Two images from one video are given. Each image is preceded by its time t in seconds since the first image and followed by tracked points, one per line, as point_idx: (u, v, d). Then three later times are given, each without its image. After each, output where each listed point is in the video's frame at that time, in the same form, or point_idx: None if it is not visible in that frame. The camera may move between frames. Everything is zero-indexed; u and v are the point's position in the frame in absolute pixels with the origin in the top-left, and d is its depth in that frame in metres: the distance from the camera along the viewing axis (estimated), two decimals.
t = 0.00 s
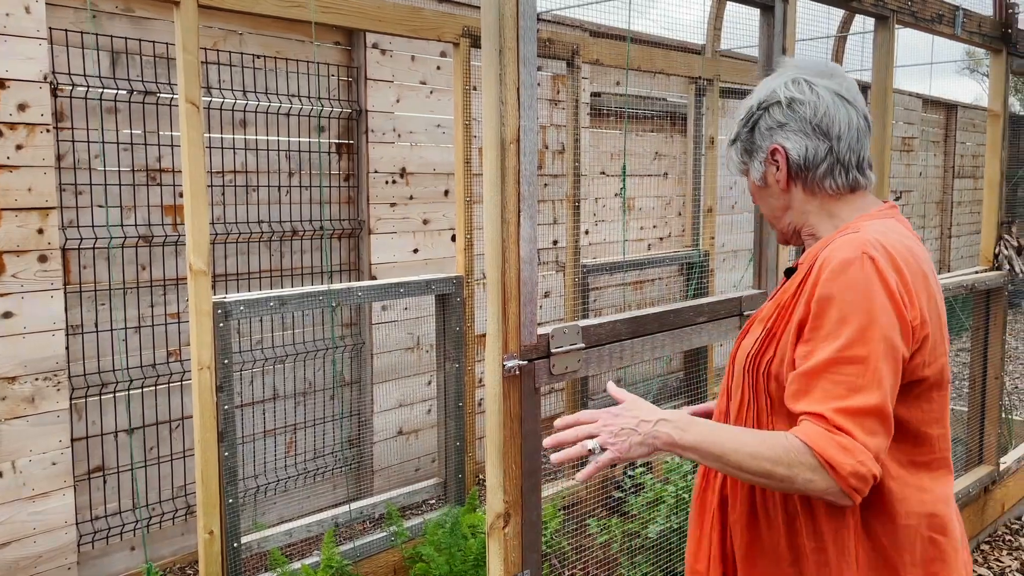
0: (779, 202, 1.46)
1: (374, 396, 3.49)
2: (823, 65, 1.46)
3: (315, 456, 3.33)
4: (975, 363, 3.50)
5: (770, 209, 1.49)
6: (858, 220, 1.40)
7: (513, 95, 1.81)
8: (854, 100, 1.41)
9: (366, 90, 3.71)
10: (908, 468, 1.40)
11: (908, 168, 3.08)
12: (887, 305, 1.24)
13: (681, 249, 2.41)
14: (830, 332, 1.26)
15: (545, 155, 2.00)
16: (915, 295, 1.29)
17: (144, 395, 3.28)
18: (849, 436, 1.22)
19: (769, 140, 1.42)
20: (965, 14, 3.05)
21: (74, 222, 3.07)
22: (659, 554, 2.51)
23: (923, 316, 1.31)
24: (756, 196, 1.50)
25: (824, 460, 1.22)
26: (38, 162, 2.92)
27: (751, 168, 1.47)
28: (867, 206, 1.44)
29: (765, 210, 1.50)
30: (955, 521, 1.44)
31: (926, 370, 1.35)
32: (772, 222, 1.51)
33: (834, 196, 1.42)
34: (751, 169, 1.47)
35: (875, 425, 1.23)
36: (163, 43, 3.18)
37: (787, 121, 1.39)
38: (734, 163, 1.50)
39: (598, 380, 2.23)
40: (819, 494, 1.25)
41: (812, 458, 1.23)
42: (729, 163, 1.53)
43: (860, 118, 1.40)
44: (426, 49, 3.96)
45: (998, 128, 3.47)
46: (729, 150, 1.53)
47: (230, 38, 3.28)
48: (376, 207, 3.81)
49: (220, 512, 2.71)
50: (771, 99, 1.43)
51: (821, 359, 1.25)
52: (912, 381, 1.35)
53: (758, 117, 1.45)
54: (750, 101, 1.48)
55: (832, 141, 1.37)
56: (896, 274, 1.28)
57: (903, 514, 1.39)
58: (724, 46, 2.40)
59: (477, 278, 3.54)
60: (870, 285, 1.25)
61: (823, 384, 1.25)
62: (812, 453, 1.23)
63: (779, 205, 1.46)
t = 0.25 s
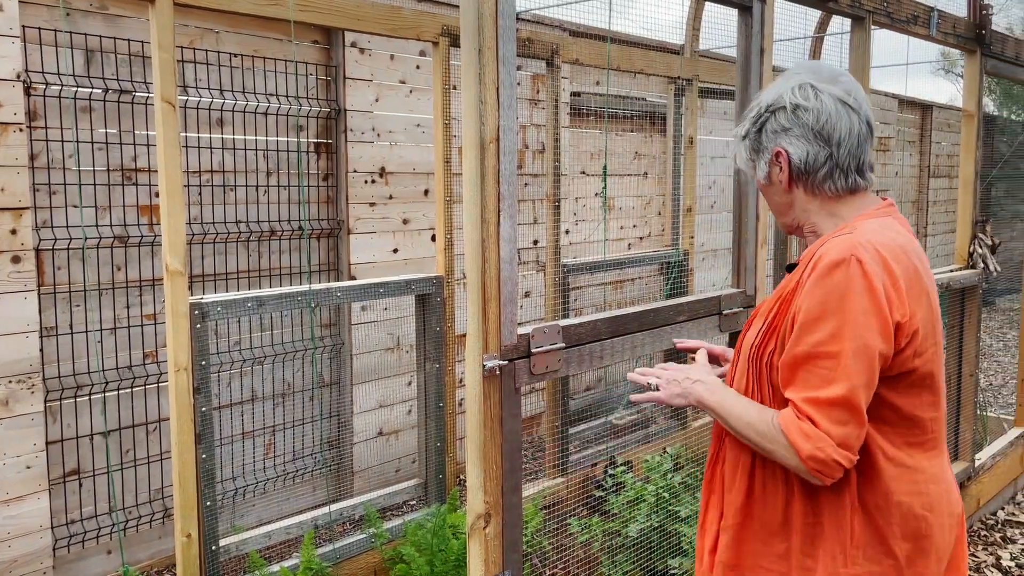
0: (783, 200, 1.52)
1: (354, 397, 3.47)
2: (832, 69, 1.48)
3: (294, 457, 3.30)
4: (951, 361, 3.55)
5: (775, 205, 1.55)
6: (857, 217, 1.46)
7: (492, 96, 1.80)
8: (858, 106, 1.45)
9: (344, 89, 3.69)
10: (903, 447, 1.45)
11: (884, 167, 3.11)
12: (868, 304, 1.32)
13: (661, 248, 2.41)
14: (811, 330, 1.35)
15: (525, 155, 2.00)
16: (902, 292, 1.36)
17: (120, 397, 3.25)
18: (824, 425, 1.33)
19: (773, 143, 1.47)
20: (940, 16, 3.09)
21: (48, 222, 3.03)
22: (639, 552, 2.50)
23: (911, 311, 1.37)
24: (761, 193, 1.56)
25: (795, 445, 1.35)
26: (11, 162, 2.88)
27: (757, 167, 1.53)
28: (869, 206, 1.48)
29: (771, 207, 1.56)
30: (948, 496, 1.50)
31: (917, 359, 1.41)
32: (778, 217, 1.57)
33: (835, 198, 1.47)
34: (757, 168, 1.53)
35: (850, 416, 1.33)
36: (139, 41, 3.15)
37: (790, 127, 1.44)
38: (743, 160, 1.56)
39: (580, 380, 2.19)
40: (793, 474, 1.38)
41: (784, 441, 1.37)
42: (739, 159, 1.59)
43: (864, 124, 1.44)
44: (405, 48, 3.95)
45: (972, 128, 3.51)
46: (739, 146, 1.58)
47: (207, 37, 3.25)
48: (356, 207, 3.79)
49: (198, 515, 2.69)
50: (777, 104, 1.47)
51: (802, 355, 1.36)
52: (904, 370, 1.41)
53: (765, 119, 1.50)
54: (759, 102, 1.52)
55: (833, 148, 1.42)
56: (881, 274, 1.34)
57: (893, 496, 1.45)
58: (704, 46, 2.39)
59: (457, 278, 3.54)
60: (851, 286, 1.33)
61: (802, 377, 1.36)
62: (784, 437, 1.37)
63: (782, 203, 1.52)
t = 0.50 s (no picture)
0: (788, 190, 1.60)
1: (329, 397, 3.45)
2: (843, 70, 1.54)
3: (269, 459, 3.28)
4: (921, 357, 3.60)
5: (777, 194, 1.64)
6: (845, 219, 1.53)
7: (467, 95, 1.79)
8: (864, 107, 1.51)
9: (318, 88, 3.66)
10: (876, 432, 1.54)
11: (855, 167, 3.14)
12: (848, 296, 1.38)
13: (635, 247, 2.41)
14: (794, 318, 1.41)
15: (500, 154, 1.99)
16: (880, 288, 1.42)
17: (91, 399, 3.20)
18: (798, 408, 1.39)
19: (780, 138, 1.54)
20: (910, 16, 3.13)
21: (15, 222, 2.98)
22: (616, 551, 2.46)
23: (888, 305, 1.44)
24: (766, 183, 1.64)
25: (770, 420, 1.40)
26: None
27: (763, 160, 1.60)
28: (864, 201, 1.57)
29: (774, 195, 1.64)
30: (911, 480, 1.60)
31: (891, 350, 1.49)
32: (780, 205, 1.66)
33: (834, 195, 1.55)
34: (763, 160, 1.60)
35: (823, 400, 1.39)
36: (108, 39, 3.10)
37: (796, 126, 1.50)
38: (750, 151, 1.63)
39: (557, 378, 2.22)
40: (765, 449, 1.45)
41: (759, 414, 1.42)
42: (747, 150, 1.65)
43: (868, 126, 1.51)
44: (380, 46, 3.94)
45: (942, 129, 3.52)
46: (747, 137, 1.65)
47: (178, 34, 3.21)
48: (330, 206, 3.78)
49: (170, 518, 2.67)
50: (786, 102, 1.53)
51: (783, 338, 1.42)
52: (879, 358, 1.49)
53: (775, 114, 1.56)
54: (770, 97, 1.58)
55: (836, 149, 1.49)
56: (863, 269, 1.40)
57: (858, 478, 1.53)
58: (677, 46, 2.40)
59: (433, 277, 3.54)
60: (833, 279, 1.39)
61: (781, 359, 1.42)
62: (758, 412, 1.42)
63: (786, 194, 1.61)
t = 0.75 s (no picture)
0: (786, 173, 1.66)
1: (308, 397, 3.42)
2: (864, 65, 1.61)
3: (248, 459, 3.25)
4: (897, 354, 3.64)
5: (775, 173, 1.70)
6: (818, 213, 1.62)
7: (447, 92, 1.78)
8: (877, 107, 1.58)
9: (296, 86, 3.65)
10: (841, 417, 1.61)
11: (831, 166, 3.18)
12: (801, 286, 1.49)
13: (615, 246, 2.42)
14: (755, 304, 1.53)
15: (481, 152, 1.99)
16: (837, 279, 1.51)
17: (66, 400, 3.16)
18: (750, 386, 1.50)
19: (792, 121, 1.60)
20: (887, 16, 3.15)
21: None
22: (597, 549, 2.48)
23: (846, 295, 1.53)
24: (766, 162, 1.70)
25: (720, 396, 1.51)
26: None
27: (769, 138, 1.66)
28: (854, 196, 1.66)
29: (772, 177, 1.71)
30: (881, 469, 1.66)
31: (854, 338, 1.57)
32: (775, 184, 1.72)
33: (829, 184, 1.63)
34: (769, 139, 1.66)
35: (773, 381, 1.49)
36: (83, 35, 3.06)
37: (811, 111, 1.56)
38: (761, 125, 1.69)
39: (538, 377, 2.22)
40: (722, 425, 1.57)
41: (712, 390, 1.54)
42: (757, 123, 1.71)
43: (876, 124, 1.58)
44: (359, 44, 3.94)
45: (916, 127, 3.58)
46: (761, 111, 1.70)
47: (155, 31, 3.18)
48: (309, 205, 3.76)
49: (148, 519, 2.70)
50: (805, 87, 1.59)
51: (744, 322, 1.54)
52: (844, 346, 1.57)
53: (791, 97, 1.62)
54: (789, 79, 1.64)
55: (842, 141, 1.56)
56: (819, 261, 1.50)
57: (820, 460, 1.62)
58: (656, 46, 2.40)
59: (413, 276, 3.54)
60: (789, 269, 1.51)
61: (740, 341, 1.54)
62: (713, 387, 1.54)
63: (785, 177, 1.67)
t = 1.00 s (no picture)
0: (777, 168, 1.69)
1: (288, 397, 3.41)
2: (864, 67, 1.63)
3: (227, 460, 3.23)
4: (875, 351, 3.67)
5: (765, 168, 1.73)
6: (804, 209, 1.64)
7: (426, 89, 1.76)
8: (872, 110, 1.61)
9: (275, 83, 3.64)
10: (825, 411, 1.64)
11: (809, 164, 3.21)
12: (790, 280, 1.50)
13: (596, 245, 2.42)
14: (743, 297, 1.53)
15: (461, 150, 1.98)
16: (824, 275, 1.53)
17: (42, 401, 3.13)
18: (739, 377, 1.49)
19: (788, 115, 1.63)
20: (864, 16, 3.17)
21: None
22: (578, 547, 2.49)
23: (831, 290, 1.54)
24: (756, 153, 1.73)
25: (713, 384, 1.49)
26: None
27: (765, 131, 1.68)
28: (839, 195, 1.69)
29: (761, 168, 1.73)
30: (865, 464, 1.69)
31: (839, 333, 1.59)
32: (763, 179, 1.75)
33: (818, 182, 1.66)
34: (765, 132, 1.69)
35: (764, 373, 1.49)
36: (57, 32, 3.02)
37: (808, 108, 1.59)
38: (757, 118, 1.71)
39: (519, 375, 2.20)
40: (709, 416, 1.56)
41: (703, 379, 1.52)
42: (753, 115, 1.73)
43: (870, 126, 1.61)
44: (338, 42, 3.93)
45: (894, 126, 3.60)
46: (757, 104, 1.72)
47: (131, 28, 3.14)
48: (288, 203, 3.75)
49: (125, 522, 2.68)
50: (805, 82, 1.62)
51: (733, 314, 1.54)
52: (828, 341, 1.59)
53: (789, 91, 1.65)
54: (790, 74, 1.66)
55: (836, 139, 1.60)
56: (806, 257, 1.51)
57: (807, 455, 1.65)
58: (637, 44, 2.39)
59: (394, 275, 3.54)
60: (778, 263, 1.51)
61: (727, 332, 1.53)
62: (702, 377, 1.52)
63: (775, 169, 1.70)
